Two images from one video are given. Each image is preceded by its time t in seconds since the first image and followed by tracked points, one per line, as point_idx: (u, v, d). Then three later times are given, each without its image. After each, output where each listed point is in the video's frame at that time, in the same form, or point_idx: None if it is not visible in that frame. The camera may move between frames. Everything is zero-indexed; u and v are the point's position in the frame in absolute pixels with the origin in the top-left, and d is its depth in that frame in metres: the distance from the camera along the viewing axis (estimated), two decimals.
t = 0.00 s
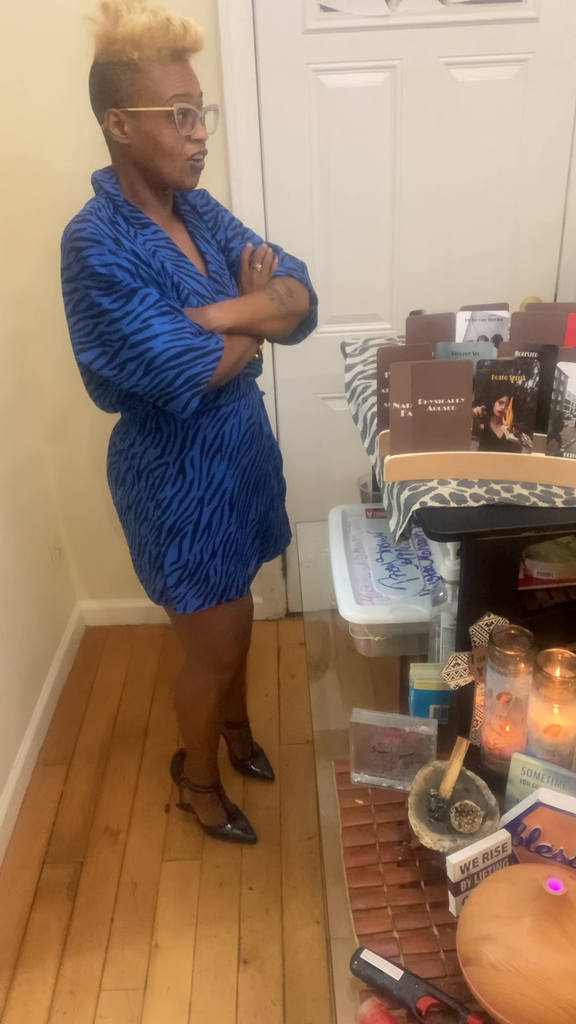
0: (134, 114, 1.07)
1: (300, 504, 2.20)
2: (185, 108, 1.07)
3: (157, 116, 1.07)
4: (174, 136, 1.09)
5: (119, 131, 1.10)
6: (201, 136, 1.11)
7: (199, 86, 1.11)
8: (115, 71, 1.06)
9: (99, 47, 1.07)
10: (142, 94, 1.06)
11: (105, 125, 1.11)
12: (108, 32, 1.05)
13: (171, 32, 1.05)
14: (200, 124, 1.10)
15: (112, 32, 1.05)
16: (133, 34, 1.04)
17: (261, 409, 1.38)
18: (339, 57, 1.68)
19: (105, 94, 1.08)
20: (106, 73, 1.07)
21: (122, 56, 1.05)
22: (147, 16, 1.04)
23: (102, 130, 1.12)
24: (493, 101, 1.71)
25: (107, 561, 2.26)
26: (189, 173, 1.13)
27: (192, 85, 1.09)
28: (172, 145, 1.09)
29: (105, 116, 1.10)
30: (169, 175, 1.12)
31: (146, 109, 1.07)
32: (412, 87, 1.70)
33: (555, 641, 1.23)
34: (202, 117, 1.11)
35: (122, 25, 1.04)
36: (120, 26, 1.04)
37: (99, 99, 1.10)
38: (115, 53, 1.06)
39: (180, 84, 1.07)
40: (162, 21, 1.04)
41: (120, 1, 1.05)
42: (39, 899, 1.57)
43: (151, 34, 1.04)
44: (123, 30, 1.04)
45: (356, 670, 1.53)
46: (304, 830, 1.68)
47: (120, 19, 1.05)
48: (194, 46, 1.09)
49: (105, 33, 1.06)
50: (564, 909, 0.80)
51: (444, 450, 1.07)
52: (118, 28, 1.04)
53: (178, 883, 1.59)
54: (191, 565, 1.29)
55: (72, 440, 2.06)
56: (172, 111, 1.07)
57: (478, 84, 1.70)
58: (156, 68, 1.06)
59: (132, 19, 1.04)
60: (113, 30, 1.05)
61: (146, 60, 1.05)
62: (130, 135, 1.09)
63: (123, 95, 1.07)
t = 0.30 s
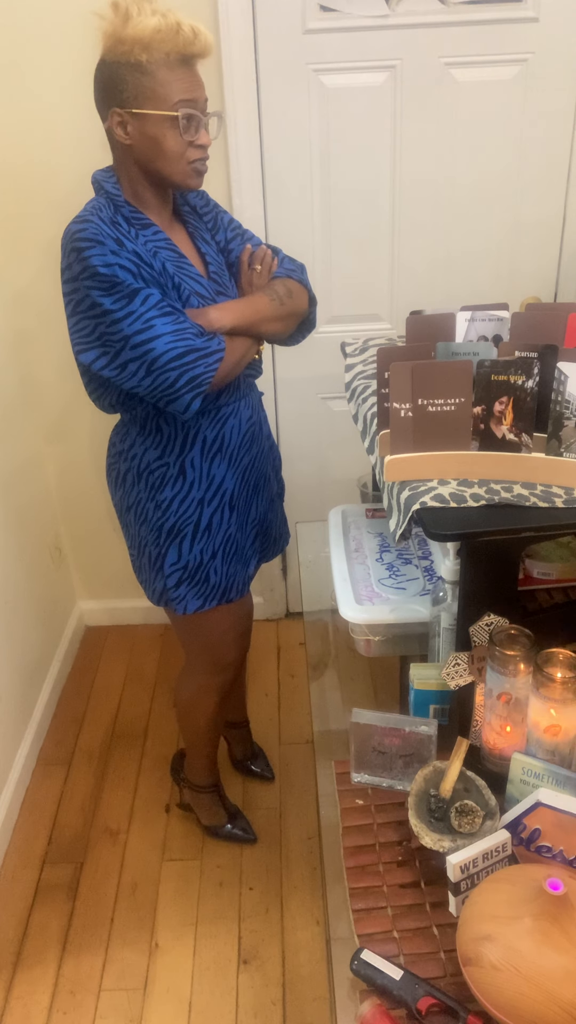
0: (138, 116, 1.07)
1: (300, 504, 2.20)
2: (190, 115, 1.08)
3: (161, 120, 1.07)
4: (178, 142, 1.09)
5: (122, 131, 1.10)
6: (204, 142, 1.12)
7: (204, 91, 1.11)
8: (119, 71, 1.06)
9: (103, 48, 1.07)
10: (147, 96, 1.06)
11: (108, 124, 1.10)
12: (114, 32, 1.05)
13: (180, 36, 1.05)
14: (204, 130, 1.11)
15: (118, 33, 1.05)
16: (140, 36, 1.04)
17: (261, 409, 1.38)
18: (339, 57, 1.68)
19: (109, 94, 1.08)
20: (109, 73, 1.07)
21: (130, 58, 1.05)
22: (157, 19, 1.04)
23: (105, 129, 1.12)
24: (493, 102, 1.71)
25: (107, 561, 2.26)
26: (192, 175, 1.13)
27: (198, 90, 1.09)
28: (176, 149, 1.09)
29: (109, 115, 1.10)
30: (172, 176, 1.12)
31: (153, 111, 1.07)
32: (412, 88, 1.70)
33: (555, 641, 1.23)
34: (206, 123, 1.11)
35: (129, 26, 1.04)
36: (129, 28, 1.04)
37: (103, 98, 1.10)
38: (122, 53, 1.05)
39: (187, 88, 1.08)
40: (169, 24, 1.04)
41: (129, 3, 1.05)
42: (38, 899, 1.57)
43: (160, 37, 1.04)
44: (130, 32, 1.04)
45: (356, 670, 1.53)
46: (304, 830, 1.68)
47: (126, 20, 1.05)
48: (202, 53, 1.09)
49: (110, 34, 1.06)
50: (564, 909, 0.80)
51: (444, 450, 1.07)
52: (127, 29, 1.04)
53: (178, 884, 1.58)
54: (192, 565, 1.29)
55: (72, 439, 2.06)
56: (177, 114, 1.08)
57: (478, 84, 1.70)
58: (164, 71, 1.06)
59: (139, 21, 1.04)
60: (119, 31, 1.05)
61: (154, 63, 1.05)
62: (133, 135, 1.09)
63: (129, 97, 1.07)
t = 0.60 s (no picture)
0: (137, 116, 1.07)
1: (300, 504, 2.20)
2: (189, 115, 1.08)
3: (160, 120, 1.07)
4: (177, 142, 1.09)
5: (121, 130, 1.10)
6: (202, 143, 1.11)
7: (203, 92, 1.11)
8: (119, 71, 1.06)
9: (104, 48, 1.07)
10: (146, 96, 1.06)
11: (107, 124, 1.10)
12: (114, 32, 1.05)
13: (181, 35, 1.05)
14: (203, 131, 1.11)
15: (118, 32, 1.05)
16: (140, 36, 1.04)
17: (261, 410, 1.38)
18: (339, 57, 1.68)
19: (109, 93, 1.08)
20: (110, 73, 1.07)
21: (130, 57, 1.05)
22: (158, 19, 1.04)
23: (105, 128, 1.12)
24: (493, 102, 1.71)
25: (107, 561, 2.26)
26: (192, 175, 1.13)
27: (198, 90, 1.09)
28: (175, 150, 1.09)
29: (108, 115, 1.10)
30: (172, 176, 1.12)
31: (152, 111, 1.07)
32: (413, 88, 1.70)
33: (555, 641, 1.23)
34: (204, 124, 1.11)
35: (129, 26, 1.04)
36: (129, 27, 1.04)
37: (102, 97, 1.10)
38: (123, 53, 1.05)
39: (187, 88, 1.07)
40: (169, 23, 1.04)
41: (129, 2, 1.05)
42: (38, 899, 1.57)
43: (161, 38, 1.04)
44: (130, 32, 1.04)
45: (356, 670, 1.53)
46: (304, 829, 1.68)
47: (126, 20, 1.04)
48: (203, 53, 1.09)
49: (111, 33, 1.05)
50: (564, 910, 0.80)
51: (444, 450, 1.07)
52: (127, 28, 1.04)
53: (178, 884, 1.58)
54: (191, 565, 1.29)
55: (72, 439, 2.06)
56: (176, 114, 1.07)
57: (478, 84, 1.70)
58: (165, 71, 1.06)
59: (139, 21, 1.04)
60: (119, 31, 1.04)
61: (154, 63, 1.05)
62: (132, 135, 1.09)
63: (128, 97, 1.07)
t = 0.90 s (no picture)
0: (139, 115, 1.07)
1: (300, 504, 2.20)
2: (190, 112, 1.08)
3: (162, 118, 1.07)
4: (179, 140, 1.09)
5: (123, 130, 1.10)
6: (204, 140, 1.12)
7: (203, 90, 1.11)
8: (117, 70, 1.06)
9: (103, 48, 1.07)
10: (146, 95, 1.06)
11: (108, 124, 1.10)
12: (113, 32, 1.05)
13: (179, 34, 1.05)
14: (204, 127, 1.11)
15: (117, 32, 1.05)
16: (139, 35, 1.04)
17: (262, 410, 1.38)
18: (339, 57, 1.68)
19: (108, 93, 1.08)
20: (109, 73, 1.07)
21: (129, 56, 1.05)
22: (156, 18, 1.04)
23: (105, 128, 1.12)
24: (493, 102, 1.71)
25: (108, 561, 2.26)
26: (193, 173, 1.14)
27: (197, 88, 1.09)
28: (176, 148, 1.10)
29: (109, 114, 1.10)
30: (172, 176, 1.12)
31: (153, 110, 1.07)
32: (412, 87, 1.70)
33: (555, 641, 1.23)
34: (205, 121, 1.11)
35: (127, 25, 1.04)
36: (128, 25, 1.04)
37: (102, 97, 1.10)
38: (122, 52, 1.05)
39: (186, 87, 1.07)
40: (168, 22, 1.04)
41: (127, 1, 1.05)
42: (38, 899, 1.57)
43: (160, 36, 1.04)
44: (129, 31, 1.04)
45: (356, 671, 1.53)
46: (304, 830, 1.68)
47: (125, 19, 1.04)
48: (201, 51, 1.09)
49: (109, 33, 1.05)
50: (564, 910, 0.80)
51: (444, 450, 1.07)
52: (125, 28, 1.04)
53: (178, 884, 1.58)
54: (191, 566, 1.29)
55: (73, 440, 2.06)
56: (176, 112, 1.08)
57: (478, 84, 1.70)
58: (164, 70, 1.06)
59: (138, 20, 1.03)
60: (117, 30, 1.04)
61: (154, 62, 1.05)
62: (133, 134, 1.09)
63: (128, 96, 1.07)
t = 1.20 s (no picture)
0: (137, 113, 1.07)
1: (300, 503, 2.20)
2: (188, 109, 1.08)
3: (160, 116, 1.07)
4: (177, 138, 1.09)
5: (121, 129, 1.10)
6: (202, 137, 1.11)
7: (202, 88, 1.11)
8: (114, 69, 1.06)
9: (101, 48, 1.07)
10: (145, 93, 1.06)
11: (107, 124, 1.10)
12: (109, 31, 1.05)
13: (175, 32, 1.05)
14: (202, 124, 1.11)
15: (113, 32, 1.05)
16: (135, 33, 1.04)
17: (262, 411, 1.38)
18: (339, 57, 1.68)
19: (107, 92, 1.08)
20: (108, 72, 1.07)
21: (126, 54, 1.05)
22: (153, 16, 1.04)
23: (104, 128, 1.12)
24: (493, 102, 1.71)
25: (108, 561, 2.26)
26: (192, 172, 1.14)
27: (195, 86, 1.09)
28: (175, 146, 1.09)
29: (107, 114, 1.10)
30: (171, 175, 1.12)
31: (151, 108, 1.07)
32: (412, 87, 1.70)
33: (555, 641, 1.23)
34: (204, 118, 1.11)
35: (124, 24, 1.04)
36: (124, 24, 1.04)
37: (101, 96, 1.10)
38: (119, 51, 1.05)
39: (184, 85, 1.08)
40: (165, 21, 1.05)
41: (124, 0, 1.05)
42: (38, 899, 1.57)
43: (156, 34, 1.04)
44: (125, 30, 1.04)
45: (356, 671, 1.53)
46: (304, 830, 1.68)
47: (121, 18, 1.05)
48: (198, 49, 1.09)
49: (107, 32, 1.06)
50: (564, 910, 0.80)
51: (444, 450, 1.07)
52: (122, 27, 1.04)
53: (178, 884, 1.58)
54: (191, 566, 1.29)
55: (72, 440, 2.06)
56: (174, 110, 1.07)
57: (478, 84, 1.70)
58: (161, 67, 1.06)
59: (134, 19, 1.04)
60: (114, 30, 1.05)
61: (150, 60, 1.05)
62: (132, 133, 1.09)
63: (126, 96, 1.07)
